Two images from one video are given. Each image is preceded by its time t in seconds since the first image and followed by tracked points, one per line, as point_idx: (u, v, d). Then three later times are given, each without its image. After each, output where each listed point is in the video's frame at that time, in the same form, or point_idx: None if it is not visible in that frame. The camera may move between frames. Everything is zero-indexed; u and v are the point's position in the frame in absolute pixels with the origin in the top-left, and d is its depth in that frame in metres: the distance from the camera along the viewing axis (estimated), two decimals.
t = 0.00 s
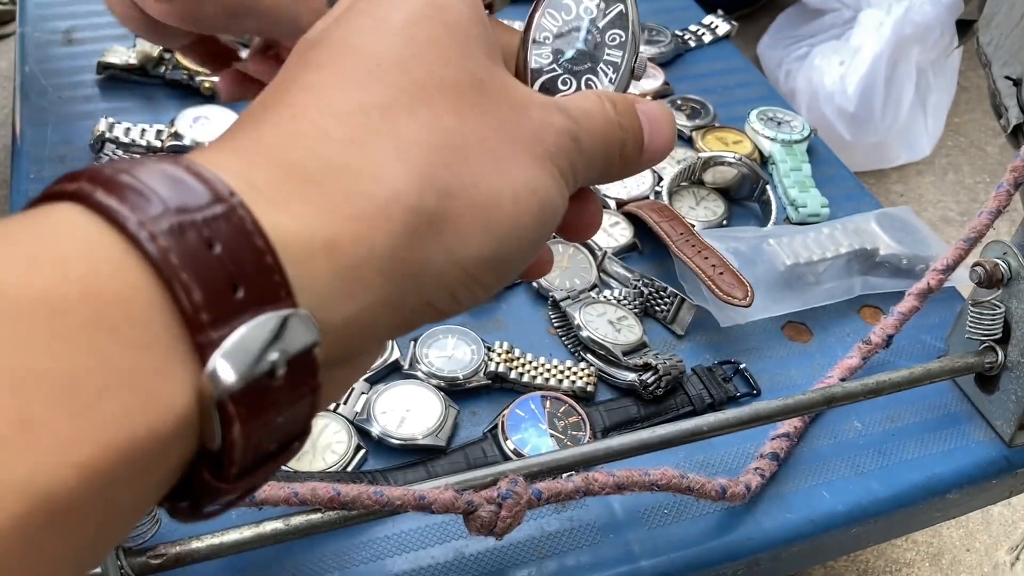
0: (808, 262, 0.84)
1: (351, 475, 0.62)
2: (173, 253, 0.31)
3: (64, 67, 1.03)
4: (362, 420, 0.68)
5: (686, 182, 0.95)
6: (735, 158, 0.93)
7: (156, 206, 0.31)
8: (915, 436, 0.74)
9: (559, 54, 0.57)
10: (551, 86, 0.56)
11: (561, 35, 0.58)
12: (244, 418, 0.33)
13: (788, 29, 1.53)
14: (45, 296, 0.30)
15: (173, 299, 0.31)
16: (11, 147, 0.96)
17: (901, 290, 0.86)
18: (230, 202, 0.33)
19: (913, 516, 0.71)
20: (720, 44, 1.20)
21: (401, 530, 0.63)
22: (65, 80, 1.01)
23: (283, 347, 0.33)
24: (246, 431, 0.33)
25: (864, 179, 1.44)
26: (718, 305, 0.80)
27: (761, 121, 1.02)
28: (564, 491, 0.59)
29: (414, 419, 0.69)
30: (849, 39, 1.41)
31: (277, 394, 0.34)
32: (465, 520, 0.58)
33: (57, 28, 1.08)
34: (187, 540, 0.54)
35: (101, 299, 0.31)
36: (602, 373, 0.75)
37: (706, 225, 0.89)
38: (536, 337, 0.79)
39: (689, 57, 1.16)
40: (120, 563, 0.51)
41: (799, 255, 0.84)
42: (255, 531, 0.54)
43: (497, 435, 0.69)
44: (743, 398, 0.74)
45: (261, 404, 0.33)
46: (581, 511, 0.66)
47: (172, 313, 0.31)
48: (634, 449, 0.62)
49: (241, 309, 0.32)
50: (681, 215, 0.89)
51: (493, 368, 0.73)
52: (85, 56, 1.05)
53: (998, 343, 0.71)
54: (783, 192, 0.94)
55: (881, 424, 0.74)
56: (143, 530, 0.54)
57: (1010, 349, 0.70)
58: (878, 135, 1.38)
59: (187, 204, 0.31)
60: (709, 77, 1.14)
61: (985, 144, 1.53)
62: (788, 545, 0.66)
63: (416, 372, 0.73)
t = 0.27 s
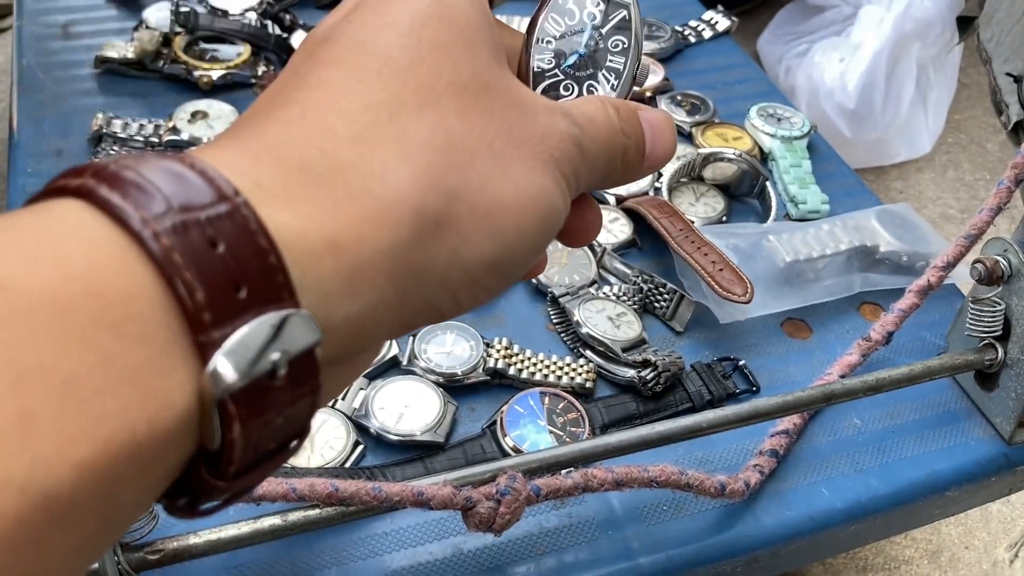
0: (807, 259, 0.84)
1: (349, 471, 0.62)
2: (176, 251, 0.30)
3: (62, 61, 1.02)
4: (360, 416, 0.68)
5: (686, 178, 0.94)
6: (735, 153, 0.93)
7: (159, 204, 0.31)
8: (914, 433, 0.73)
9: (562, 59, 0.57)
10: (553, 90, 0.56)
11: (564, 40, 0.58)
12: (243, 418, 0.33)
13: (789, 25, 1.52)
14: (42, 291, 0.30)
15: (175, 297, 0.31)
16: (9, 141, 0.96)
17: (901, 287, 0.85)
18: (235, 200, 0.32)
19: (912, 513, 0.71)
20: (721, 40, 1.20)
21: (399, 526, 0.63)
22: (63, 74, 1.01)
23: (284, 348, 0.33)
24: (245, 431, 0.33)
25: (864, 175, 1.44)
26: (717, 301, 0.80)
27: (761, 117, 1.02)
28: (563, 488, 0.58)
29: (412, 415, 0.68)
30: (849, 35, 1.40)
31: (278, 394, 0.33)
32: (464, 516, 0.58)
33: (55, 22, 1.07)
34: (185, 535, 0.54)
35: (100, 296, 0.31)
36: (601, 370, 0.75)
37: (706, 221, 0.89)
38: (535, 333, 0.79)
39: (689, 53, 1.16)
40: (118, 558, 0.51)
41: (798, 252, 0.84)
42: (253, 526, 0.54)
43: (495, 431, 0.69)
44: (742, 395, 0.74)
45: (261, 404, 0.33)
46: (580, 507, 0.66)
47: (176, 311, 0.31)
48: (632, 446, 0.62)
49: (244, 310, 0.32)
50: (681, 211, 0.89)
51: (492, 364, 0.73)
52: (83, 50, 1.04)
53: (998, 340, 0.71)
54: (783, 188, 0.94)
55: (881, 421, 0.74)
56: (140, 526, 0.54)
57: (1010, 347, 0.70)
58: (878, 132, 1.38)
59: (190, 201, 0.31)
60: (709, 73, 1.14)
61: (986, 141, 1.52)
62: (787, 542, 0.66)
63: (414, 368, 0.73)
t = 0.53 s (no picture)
0: (806, 255, 0.83)
1: (346, 467, 0.62)
2: (175, 247, 0.30)
3: (58, 55, 1.02)
4: (357, 411, 0.68)
5: (685, 174, 0.94)
6: (734, 149, 0.93)
7: (157, 200, 0.31)
8: (912, 430, 0.73)
9: (561, 56, 0.57)
10: (552, 88, 0.56)
11: (563, 38, 0.57)
12: (242, 414, 0.33)
13: (788, 20, 1.52)
14: (35, 286, 0.29)
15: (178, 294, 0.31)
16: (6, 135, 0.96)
17: (899, 284, 0.85)
18: (234, 197, 0.32)
19: (909, 510, 0.71)
20: (719, 35, 1.20)
21: (396, 522, 0.63)
22: (59, 67, 1.00)
23: (283, 345, 0.33)
24: (244, 427, 0.33)
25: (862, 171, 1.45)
26: (715, 297, 0.80)
27: (760, 112, 1.02)
28: (560, 484, 0.58)
29: (409, 411, 0.68)
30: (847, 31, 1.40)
31: (276, 391, 0.33)
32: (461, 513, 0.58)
33: (51, 16, 1.07)
34: (181, 531, 0.54)
35: (96, 292, 0.30)
36: (599, 366, 0.74)
37: (704, 217, 0.89)
38: (532, 329, 0.78)
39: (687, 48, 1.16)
40: (112, 554, 0.51)
41: (797, 248, 0.84)
42: (250, 522, 0.54)
43: (492, 427, 0.69)
44: (740, 391, 0.74)
45: (260, 400, 0.33)
46: (577, 503, 0.65)
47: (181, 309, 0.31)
48: (630, 442, 0.62)
49: (242, 306, 0.32)
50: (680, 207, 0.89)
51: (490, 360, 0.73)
52: (79, 44, 1.04)
53: (996, 337, 0.71)
54: (781, 184, 0.94)
55: (879, 418, 0.74)
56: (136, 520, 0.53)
57: (1008, 343, 0.70)
58: (878, 128, 1.39)
59: (189, 197, 0.31)
60: (708, 68, 1.14)
61: (984, 138, 1.55)
62: (784, 539, 0.66)
63: (411, 363, 0.72)
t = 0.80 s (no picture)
0: (809, 245, 0.83)
1: (347, 454, 0.62)
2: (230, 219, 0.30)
3: (56, 42, 1.01)
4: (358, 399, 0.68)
5: (687, 163, 0.94)
6: (737, 139, 0.92)
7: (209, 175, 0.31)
8: (915, 420, 0.73)
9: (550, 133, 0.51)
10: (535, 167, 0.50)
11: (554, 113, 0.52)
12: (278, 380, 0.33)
13: (790, 10, 1.51)
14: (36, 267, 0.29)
15: (199, 290, 0.34)
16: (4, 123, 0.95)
17: (903, 274, 0.85)
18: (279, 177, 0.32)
19: (912, 500, 0.71)
20: (722, 25, 1.19)
21: (398, 510, 0.62)
22: (57, 55, 0.99)
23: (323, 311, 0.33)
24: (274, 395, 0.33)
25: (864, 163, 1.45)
26: (717, 287, 0.80)
27: (762, 102, 1.01)
28: (562, 472, 0.58)
29: (410, 399, 0.68)
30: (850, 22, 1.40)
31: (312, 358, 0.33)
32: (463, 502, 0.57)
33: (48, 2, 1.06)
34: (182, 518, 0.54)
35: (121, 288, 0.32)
36: (600, 355, 0.74)
37: (706, 206, 0.89)
38: (534, 317, 0.78)
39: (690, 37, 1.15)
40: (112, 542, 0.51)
41: (800, 237, 0.83)
42: (250, 510, 0.54)
43: (494, 416, 0.68)
44: (743, 380, 0.74)
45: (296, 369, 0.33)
46: (579, 492, 0.65)
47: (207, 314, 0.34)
48: (632, 431, 0.62)
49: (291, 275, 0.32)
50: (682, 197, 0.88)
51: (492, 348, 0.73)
52: (77, 31, 1.03)
53: (1000, 328, 0.71)
54: (784, 174, 0.93)
55: (882, 408, 0.74)
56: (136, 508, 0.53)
57: (1012, 334, 0.70)
58: (880, 118, 1.40)
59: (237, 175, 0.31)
60: (710, 57, 1.13)
61: (986, 129, 1.55)
62: (786, 529, 0.66)
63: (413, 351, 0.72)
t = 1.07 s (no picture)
0: (787, 210, 0.84)
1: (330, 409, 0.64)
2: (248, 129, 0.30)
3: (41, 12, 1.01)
4: (341, 356, 0.69)
5: (669, 132, 0.95)
6: (718, 107, 0.93)
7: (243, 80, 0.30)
8: (889, 379, 0.74)
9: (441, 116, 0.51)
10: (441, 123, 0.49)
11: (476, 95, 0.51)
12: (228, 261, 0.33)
13: None
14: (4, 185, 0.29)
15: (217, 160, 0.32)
16: None
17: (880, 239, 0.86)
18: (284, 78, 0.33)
19: (885, 457, 0.72)
20: None
21: (378, 463, 0.64)
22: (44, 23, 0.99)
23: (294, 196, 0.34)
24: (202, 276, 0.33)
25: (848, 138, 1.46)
26: (697, 250, 0.81)
27: (744, 72, 1.02)
28: (540, 424, 0.59)
29: (393, 357, 0.69)
30: None
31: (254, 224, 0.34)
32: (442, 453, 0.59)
33: None
34: (164, 466, 0.55)
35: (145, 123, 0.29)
36: (581, 315, 0.75)
37: (688, 173, 0.89)
38: (515, 280, 0.79)
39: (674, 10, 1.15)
40: (94, 488, 0.51)
41: (778, 202, 0.85)
42: (230, 458, 0.55)
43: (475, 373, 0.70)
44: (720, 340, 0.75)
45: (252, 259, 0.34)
46: (557, 446, 0.66)
47: (176, 151, 0.35)
48: (609, 385, 0.63)
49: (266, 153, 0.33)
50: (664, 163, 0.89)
51: (474, 308, 0.73)
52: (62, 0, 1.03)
53: (972, 288, 0.72)
54: (765, 143, 0.94)
55: (857, 367, 0.75)
56: (118, 455, 0.54)
57: (985, 294, 0.71)
58: (863, 94, 1.41)
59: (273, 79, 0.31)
60: (695, 30, 1.14)
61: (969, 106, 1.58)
62: (761, 483, 0.67)
63: (396, 311, 0.73)
